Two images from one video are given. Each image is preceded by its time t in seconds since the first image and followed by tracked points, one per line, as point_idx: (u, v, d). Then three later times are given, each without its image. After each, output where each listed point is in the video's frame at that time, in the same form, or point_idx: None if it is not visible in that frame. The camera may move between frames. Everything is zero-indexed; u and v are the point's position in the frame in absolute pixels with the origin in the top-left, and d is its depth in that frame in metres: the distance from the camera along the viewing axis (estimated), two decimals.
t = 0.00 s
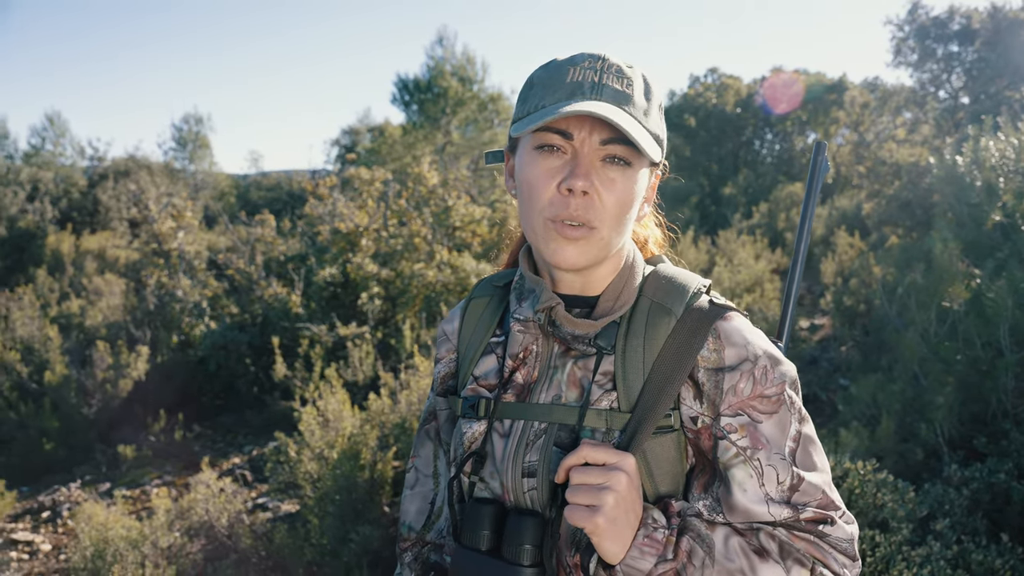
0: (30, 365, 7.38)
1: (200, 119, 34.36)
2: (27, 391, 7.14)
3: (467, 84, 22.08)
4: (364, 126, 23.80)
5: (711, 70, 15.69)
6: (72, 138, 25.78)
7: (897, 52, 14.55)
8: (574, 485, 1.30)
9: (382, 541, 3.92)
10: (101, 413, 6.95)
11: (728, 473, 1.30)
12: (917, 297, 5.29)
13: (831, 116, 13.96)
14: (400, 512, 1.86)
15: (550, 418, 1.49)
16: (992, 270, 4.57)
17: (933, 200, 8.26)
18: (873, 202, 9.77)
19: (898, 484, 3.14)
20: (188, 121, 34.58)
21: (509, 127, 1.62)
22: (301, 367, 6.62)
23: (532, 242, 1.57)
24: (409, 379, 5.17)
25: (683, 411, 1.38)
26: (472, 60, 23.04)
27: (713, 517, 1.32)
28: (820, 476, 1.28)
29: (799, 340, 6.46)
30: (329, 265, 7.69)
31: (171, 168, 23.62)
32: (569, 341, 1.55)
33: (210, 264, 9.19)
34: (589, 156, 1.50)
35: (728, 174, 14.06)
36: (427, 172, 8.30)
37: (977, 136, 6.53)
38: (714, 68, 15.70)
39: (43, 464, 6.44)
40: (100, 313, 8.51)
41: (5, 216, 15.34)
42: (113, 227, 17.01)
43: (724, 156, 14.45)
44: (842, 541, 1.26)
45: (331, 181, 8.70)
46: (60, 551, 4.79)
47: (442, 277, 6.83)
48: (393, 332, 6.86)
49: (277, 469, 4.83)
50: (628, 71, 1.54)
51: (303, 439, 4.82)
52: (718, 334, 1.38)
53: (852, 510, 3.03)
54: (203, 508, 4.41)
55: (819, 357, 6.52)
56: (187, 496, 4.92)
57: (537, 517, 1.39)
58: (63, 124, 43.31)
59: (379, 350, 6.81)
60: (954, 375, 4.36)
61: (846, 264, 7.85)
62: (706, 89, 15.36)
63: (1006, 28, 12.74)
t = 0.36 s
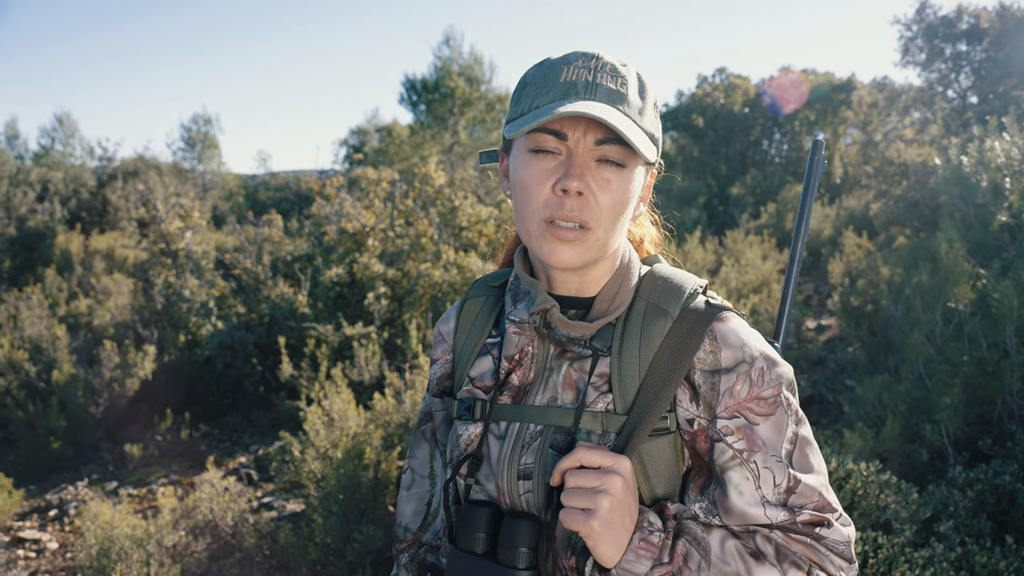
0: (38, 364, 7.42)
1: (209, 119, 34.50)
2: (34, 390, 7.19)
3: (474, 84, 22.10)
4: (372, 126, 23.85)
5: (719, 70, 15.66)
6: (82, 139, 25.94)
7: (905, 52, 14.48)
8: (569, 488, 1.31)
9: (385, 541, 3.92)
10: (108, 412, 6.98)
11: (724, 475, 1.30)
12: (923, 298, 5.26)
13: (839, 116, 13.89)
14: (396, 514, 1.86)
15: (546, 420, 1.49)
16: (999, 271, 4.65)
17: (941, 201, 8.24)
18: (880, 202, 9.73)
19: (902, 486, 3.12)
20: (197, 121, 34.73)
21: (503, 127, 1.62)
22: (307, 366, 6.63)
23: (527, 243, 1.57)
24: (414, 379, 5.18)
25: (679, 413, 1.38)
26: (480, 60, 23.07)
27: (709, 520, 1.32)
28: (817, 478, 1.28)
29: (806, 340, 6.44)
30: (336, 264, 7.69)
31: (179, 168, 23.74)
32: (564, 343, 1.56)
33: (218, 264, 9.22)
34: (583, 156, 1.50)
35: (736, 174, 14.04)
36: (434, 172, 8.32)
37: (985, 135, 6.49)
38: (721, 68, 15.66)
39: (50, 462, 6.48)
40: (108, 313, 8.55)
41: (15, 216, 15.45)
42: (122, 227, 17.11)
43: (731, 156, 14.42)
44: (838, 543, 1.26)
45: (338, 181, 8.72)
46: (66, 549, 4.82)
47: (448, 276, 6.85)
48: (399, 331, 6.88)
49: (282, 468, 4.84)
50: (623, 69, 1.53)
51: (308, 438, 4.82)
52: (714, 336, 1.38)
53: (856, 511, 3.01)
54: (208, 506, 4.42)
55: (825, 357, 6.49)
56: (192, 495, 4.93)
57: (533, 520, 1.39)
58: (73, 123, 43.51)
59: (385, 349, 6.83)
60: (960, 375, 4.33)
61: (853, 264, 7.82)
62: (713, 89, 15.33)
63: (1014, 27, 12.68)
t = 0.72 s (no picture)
0: (49, 363, 7.49)
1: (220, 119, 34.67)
2: (45, 389, 7.25)
3: (484, 84, 22.13)
4: (381, 126, 23.91)
5: (729, 70, 15.60)
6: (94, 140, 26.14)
7: (916, 51, 14.39)
8: (569, 488, 1.31)
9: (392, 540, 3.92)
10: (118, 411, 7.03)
11: (725, 476, 1.30)
12: (932, 299, 5.23)
13: (849, 116, 13.82)
14: (399, 513, 1.88)
15: (547, 420, 1.50)
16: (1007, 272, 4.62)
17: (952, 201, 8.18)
18: (890, 202, 9.68)
19: (908, 487, 3.10)
20: (207, 121, 34.91)
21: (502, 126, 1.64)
22: (315, 366, 6.65)
23: (526, 240, 1.58)
24: (422, 378, 5.19)
25: (680, 413, 1.38)
26: (489, 60, 23.09)
27: (710, 520, 1.32)
28: (818, 479, 1.28)
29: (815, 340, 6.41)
30: (344, 264, 7.72)
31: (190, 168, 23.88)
32: (565, 343, 1.57)
33: (227, 264, 9.26)
34: (578, 150, 1.51)
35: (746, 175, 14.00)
36: (442, 172, 8.34)
37: (995, 135, 6.45)
38: (731, 67, 15.60)
39: (60, 460, 6.52)
40: (119, 312, 8.60)
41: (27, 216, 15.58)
42: (133, 227, 17.22)
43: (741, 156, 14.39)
44: (838, 544, 1.26)
45: (347, 181, 8.74)
46: (76, 546, 4.85)
47: (457, 276, 6.86)
48: (407, 331, 6.90)
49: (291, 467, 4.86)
50: (619, 66, 1.55)
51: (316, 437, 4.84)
52: (715, 336, 1.38)
53: (863, 512, 3.00)
54: (215, 505, 4.43)
55: (834, 358, 6.46)
56: (200, 493, 4.96)
57: (534, 519, 1.40)
58: (85, 124, 43.81)
59: (393, 349, 6.85)
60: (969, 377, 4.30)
61: (863, 265, 7.78)
62: (723, 89, 15.27)
63: None
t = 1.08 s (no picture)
0: (60, 362, 7.55)
1: (230, 120, 34.86)
2: (56, 388, 7.31)
3: (493, 85, 22.17)
4: (391, 127, 23.98)
5: (739, 70, 15.55)
6: (106, 141, 26.33)
7: (926, 51, 14.31)
8: (572, 489, 1.31)
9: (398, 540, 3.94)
10: (128, 410, 7.08)
11: (728, 478, 1.30)
12: (942, 300, 5.19)
13: (859, 116, 13.75)
14: (405, 511, 1.88)
15: (551, 421, 1.50)
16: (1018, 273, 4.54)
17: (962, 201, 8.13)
18: (901, 202, 9.63)
19: (916, 489, 3.09)
20: (218, 122, 35.10)
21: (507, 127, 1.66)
22: (324, 366, 6.67)
23: (529, 239, 1.59)
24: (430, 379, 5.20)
25: (684, 414, 1.38)
26: (499, 60, 23.13)
27: (713, 522, 1.33)
28: (822, 482, 1.28)
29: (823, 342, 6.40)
30: (353, 265, 7.75)
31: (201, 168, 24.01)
32: (570, 343, 1.57)
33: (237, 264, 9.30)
34: (577, 147, 1.52)
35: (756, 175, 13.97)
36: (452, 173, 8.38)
37: (1006, 135, 6.40)
38: (741, 68, 15.54)
39: (71, 459, 6.57)
40: (129, 312, 8.66)
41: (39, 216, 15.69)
42: (145, 227, 17.36)
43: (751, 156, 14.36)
44: (843, 548, 1.25)
45: (357, 181, 8.78)
46: (86, 545, 4.89)
47: (466, 277, 6.88)
48: (416, 331, 6.92)
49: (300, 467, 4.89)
50: (619, 67, 1.56)
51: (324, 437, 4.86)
52: (720, 338, 1.38)
53: (870, 514, 2.98)
54: (224, 504, 4.45)
55: (843, 359, 6.43)
56: (209, 492, 4.99)
57: (537, 518, 1.40)
58: (97, 125, 44.11)
59: (402, 349, 6.87)
60: (978, 378, 4.27)
61: (873, 265, 7.74)
62: (733, 89, 15.22)
63: None
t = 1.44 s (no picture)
0: (70, 362, 7.60)
1: (239, 121, 35.02)
2: (66, 387, 7.36)
3: (501, 85, 22.19)
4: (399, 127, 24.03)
5: (748, 70, 15.51)
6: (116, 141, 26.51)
7: (936, 51, 14.22)
8: (577, 487, 1.31)
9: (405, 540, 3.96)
10: (137, 409, 7.12)
11: (734, 479, 1.30)
12: (950, 301, 5.16)
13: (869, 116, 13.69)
14: (411, 507, 1.89)
15: (557, 419, 1.51)
16: None
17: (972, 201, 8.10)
18: (910, 203, 9.58)
19: (923, 490, 3.08)
20: (227, 123, 35.26)
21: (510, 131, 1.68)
22: (332, 366, 6.69)
23: (535, 241, 1.60)
24: (437, 379, 5.22)
25: (690, 415, 1.39)
26: (507, 61, 23.15)
27: (718, 523, 1.33)
28: (829, 484, 1.28)
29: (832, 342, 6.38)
30: (361, 265, 7.78)
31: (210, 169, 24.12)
32: (577, 342, 1.57)
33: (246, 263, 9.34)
34: (579, 148, 1.53)
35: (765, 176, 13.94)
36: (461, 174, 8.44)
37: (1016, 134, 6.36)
38: (751, 68, 15.42)
39: (81, 458, 6.62)
40: (139, 312, 8.72)
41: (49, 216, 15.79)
42: (154, 227, 17.46)
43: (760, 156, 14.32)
44: (849, 551, 1.25)
45: (365, 181, 8.80)
46: (95, 543, 4.93)
47: (474, 277, 6.90)
48: (424, 332, 6.93)
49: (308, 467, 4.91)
50: (621, 68, 1.56)
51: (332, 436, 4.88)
52: (727, 338, 1.38)
53: (877, 516, 2.96)
54: (231, 503, 4.48)
55: (852, 360, 6.40)
56: (217, 491, 5.02)
57: (541, 516, 1.41)
58: (107, 125, 44.37)
59: (410, 349, 6.89)
60: (987, 379, 4.24)
61: (882, 266, 7.71)
62: (742, 89, 15.13)
63: None
